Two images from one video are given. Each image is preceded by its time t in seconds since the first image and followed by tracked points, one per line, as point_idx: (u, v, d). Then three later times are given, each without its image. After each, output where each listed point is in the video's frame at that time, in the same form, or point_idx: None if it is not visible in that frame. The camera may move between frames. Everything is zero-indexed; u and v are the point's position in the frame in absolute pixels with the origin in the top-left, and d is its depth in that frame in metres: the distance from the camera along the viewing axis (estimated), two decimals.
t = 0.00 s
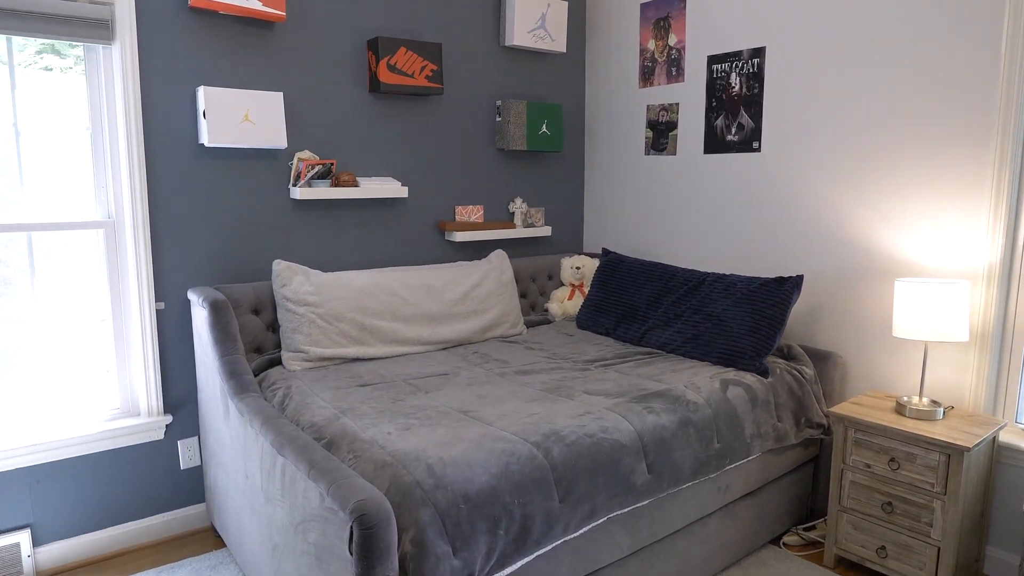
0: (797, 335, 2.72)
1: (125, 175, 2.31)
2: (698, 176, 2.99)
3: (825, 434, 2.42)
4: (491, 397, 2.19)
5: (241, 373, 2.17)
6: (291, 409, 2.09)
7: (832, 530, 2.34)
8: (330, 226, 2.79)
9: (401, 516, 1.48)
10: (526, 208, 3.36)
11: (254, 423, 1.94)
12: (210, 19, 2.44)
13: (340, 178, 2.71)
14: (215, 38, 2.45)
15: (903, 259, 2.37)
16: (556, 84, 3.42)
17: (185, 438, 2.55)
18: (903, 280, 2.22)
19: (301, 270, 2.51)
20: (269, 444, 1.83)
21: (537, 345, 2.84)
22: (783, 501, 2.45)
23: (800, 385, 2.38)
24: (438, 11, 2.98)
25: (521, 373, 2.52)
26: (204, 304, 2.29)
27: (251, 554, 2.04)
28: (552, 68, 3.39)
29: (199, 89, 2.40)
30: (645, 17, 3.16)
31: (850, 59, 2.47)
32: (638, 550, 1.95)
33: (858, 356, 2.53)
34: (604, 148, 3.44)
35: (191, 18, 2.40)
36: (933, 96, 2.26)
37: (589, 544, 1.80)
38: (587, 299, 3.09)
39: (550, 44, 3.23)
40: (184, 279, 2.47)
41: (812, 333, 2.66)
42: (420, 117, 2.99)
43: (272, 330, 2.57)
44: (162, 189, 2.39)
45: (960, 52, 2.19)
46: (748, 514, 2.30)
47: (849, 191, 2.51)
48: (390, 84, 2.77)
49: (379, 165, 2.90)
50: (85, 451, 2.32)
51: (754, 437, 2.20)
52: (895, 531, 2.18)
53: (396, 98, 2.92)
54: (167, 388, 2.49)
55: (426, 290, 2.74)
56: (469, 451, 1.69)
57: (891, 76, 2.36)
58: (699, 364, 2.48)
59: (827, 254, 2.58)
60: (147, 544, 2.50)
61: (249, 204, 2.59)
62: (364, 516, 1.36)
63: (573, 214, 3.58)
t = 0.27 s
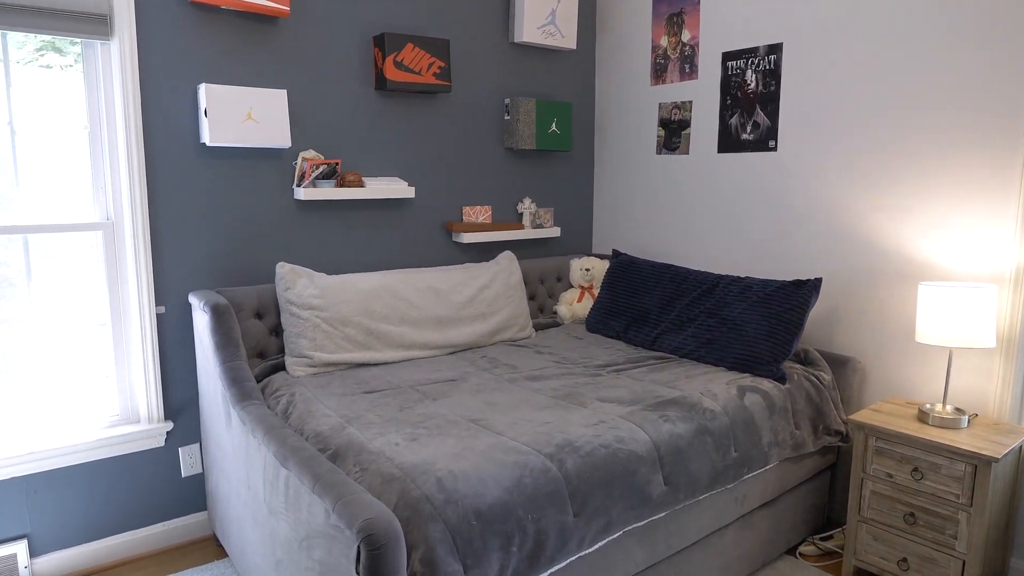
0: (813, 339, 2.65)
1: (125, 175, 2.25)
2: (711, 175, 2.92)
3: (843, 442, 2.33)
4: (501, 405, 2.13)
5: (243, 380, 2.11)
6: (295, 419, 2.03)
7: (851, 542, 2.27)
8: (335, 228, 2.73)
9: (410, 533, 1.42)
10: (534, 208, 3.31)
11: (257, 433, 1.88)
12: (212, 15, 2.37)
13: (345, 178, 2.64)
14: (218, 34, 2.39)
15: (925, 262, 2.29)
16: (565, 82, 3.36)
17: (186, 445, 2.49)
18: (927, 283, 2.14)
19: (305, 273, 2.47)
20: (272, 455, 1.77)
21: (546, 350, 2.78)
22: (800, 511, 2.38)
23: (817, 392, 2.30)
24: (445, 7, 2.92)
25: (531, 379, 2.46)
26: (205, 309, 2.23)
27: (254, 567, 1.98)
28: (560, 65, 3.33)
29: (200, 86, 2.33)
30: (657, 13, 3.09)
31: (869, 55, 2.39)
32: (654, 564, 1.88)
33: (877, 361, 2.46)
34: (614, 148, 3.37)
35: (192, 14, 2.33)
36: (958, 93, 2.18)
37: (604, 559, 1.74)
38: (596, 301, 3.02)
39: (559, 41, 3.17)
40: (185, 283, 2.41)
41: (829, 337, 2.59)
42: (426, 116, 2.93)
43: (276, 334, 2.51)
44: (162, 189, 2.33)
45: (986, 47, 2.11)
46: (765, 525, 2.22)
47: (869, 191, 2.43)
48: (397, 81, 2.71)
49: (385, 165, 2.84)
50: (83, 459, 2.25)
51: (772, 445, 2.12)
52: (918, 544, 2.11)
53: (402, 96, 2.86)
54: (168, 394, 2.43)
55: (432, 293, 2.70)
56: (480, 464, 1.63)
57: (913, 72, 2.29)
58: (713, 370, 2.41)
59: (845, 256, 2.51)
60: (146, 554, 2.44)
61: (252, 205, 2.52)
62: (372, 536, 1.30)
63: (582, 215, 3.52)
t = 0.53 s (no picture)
0: (842, 344, 2.55)
1: (131, 176, 2.18)
2: (734, 175, 2.83)
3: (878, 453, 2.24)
4: (520, 415, 2.05)
5: (254, 388, 2.03)
6: (307, 429, 1.95)
7: (887, 558, 2.17)
8: (347, 229, 2.65)
9: (429, 555, 1.34)
10: (550, 209, 3.24)
11: (267, 444, 1.80)
12: (219, 10, 2.30)
13: (357, 178, 2.56)
14: (226, 30, 2.32)
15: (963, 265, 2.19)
16: (581, 79, 3.27)
17: (194, 453, 2.42)
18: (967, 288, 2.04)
19: (317, 276, 2.39)
20: (284, 468, 1.69)
21: (564, 355, 2.70)
22: (832, 525, 2.28)
23: (851, 401, 2.21)
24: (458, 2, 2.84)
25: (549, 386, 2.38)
26: (213, 313, 2.15)
27: None
28: (576, 62, 3.24)
29: (209, 83, 2.26)
30: (676, 8, 2.99)
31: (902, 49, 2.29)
32: None
33: (911, 368, 2.36)
34: (632, 146, 3.29)
35: (198, 9, 2.26)
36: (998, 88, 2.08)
37: None
38: (615, 305, 2.94)
39: (576, 37, 3.08)
40: (193, 286, 2.34)
41: (860, 343, 2.49)
42: (440, 114, 2.85)
43: (286, 339, 2.44)
44: (169, 190, 2.26)
45: None
46: (796, 540, 2.13)
47: (901, 191, 2.33)
48: (409, 78, 2.63)
49: (398, 164, 2.76)
50: (88, 468, 2.19)
51: (804, 458, 2.03)
52: (960, 562, 2.00)
53: (415, 93, 2.78)
54: (176, 400, 2.36)
55: (447, 296, 2.63)
56: (501, 479, 1.54)
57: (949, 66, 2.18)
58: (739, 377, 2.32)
59: (877, 259, 2.41)
60: (154, 564, 2.37)
61: (262, 206, 2.45)
62: (390, 560, 1.22)
63: (598, 216, 3.43)
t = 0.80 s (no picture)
0: (885, 352, 2.43)
1: (148, 175, 2.13)
2: (768, 174, 2.73)
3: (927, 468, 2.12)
4: (547, 427, 1.97)
5: (272, 394, 1.97)
6: (327, 438, 1.89)
7: None
8: (368, 230, 2.59)
9: None
10: (575, 209, 3.15)
11: (286, 453, 1.73)
12: (238, 6, 2.24)
13: (377, 178, 2.50)
14: (245, 26, 2.26)
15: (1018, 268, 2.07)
16: (607, 76, 3.18)
17: (211, 459, 2.36)
18: None
19: (335, 278, 2.32)
20: (303, 479, 1.62)
21: (591, 361, 2.62)
22: (878, 544, 2.16)
23: (897, 412, 2.10)
24: None
25: (576, 395, 2.30)
26: (231, 316, 2.09)
27: None
28: (602, 58, 3.15)
29: (227, 81, 2.21)
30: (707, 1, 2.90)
31: (950, 40, 2.17)
32: None
33: (960, 377, 2.24)
34: (660, 145, 3.19)
35: (216, 4, 2.20)
36: None
37: None
38: (644, 309, 2.85)
39: (602, 32, 2.99)
40: (211, 288, 2.29)
41: (905, 350, 2.38)
42: (463, 113, 2.78)
43: (305, 343, 2.37)
44: (187, 190, 2.21)
45: None
46: (841, 559, 2.02)
47: (950, 191, 2.21)
48: (431, 75, 2.55)
49: (420, 164, 2.69)
50: (103, 473, 2.13)
51: (848, 473, 1.92)
52: None
53: (437, 91, 2.71)
54: (193, 405, 2.31)
55: (469, 300, 2.56)
56: (532, 495, 1.46)
57: (1002, 57, 2.06)
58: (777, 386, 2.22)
59: (922, 262, 2.30)
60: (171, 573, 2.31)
61: (282, 207, 2.39)
62: None
63: (624, 218, 3.34)
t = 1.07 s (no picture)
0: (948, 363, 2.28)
1: (177, 174, 2.08)
2: (818, 173, 2.60)
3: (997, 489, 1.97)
4: (585, 440, 1.88)
5: (300, 400, 1.90)
6: (355, 448, 1.81)
7: None
8: (399, 232, 2.52)
9: None
10: (610, 210, 3.02)
11: (313, 463, 1.66)
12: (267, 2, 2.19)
13: (407, 178, 2.41)
14: (274, 22, 2.21)
15: None
16: (644, 72, 3.08)
17: (238, 465, 2.30)
18: None
19: (365, 281, 2.25)
20: (331, 492, 1.54)
21: (630, 370, 2.53)
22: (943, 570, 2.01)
23: (963, 428, 1.95)
24: None
25: (614, 406, 2.20)
26: (258, 319, 2.03)
27: None
28: (640, 54, 3.05)
29: (256, 79, 2.16)
30: None
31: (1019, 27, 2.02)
32: None
33: None
34: (701, 143, 3.08)
35: None
36: None
37: None
38: (684, 315, 2.77)
39: (640, 26, 2.89)
40: (239, 291, 2.24)
41: (968, 361, 2.23)
42: (497, 110, 2.70)
43: (334, 347, 2.31)
44: (216, 191, 2.16)
45: None
46: None
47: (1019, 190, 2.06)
48: (464, 72, 2.47)
49: (452, 164, 2.62)
50: (129, 478, 2.08)
51: (911, 494, 1.79)
52: None
53: (470, 88, 2.63)
54: (220, 410, 2.25)
55: (502, 304, 2.48)
56: (572, 514, 1.36)
57: None
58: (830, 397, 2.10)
59: (989, 267, 2.15)
60: None
61: (312, 208, 2.33)
62: None
63: (661, 220, 3.23)
